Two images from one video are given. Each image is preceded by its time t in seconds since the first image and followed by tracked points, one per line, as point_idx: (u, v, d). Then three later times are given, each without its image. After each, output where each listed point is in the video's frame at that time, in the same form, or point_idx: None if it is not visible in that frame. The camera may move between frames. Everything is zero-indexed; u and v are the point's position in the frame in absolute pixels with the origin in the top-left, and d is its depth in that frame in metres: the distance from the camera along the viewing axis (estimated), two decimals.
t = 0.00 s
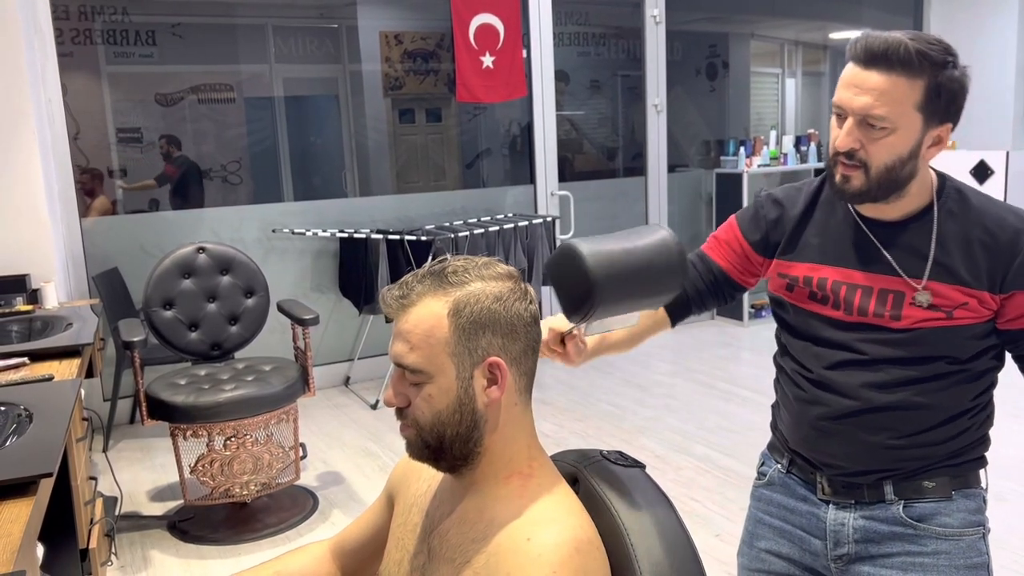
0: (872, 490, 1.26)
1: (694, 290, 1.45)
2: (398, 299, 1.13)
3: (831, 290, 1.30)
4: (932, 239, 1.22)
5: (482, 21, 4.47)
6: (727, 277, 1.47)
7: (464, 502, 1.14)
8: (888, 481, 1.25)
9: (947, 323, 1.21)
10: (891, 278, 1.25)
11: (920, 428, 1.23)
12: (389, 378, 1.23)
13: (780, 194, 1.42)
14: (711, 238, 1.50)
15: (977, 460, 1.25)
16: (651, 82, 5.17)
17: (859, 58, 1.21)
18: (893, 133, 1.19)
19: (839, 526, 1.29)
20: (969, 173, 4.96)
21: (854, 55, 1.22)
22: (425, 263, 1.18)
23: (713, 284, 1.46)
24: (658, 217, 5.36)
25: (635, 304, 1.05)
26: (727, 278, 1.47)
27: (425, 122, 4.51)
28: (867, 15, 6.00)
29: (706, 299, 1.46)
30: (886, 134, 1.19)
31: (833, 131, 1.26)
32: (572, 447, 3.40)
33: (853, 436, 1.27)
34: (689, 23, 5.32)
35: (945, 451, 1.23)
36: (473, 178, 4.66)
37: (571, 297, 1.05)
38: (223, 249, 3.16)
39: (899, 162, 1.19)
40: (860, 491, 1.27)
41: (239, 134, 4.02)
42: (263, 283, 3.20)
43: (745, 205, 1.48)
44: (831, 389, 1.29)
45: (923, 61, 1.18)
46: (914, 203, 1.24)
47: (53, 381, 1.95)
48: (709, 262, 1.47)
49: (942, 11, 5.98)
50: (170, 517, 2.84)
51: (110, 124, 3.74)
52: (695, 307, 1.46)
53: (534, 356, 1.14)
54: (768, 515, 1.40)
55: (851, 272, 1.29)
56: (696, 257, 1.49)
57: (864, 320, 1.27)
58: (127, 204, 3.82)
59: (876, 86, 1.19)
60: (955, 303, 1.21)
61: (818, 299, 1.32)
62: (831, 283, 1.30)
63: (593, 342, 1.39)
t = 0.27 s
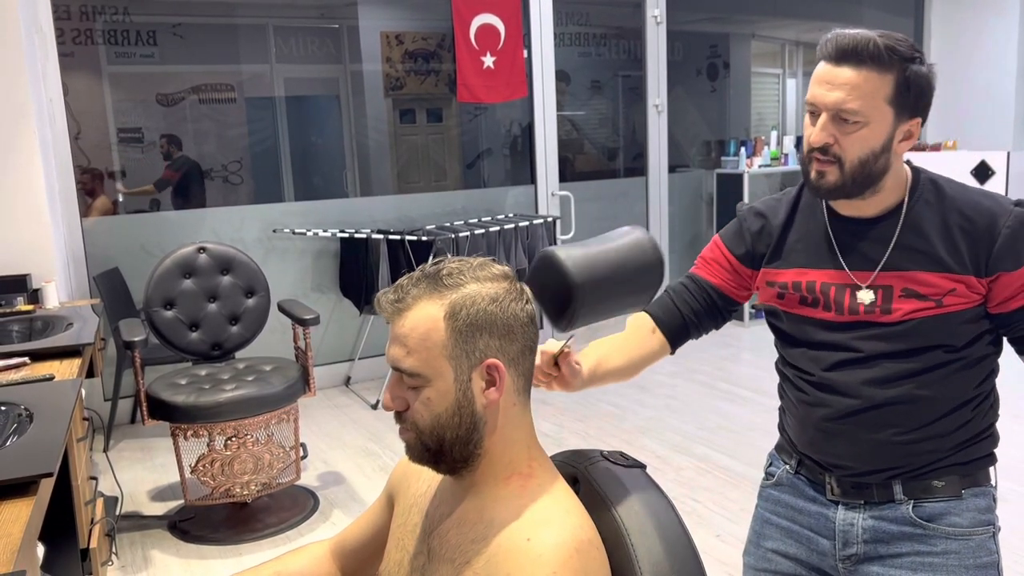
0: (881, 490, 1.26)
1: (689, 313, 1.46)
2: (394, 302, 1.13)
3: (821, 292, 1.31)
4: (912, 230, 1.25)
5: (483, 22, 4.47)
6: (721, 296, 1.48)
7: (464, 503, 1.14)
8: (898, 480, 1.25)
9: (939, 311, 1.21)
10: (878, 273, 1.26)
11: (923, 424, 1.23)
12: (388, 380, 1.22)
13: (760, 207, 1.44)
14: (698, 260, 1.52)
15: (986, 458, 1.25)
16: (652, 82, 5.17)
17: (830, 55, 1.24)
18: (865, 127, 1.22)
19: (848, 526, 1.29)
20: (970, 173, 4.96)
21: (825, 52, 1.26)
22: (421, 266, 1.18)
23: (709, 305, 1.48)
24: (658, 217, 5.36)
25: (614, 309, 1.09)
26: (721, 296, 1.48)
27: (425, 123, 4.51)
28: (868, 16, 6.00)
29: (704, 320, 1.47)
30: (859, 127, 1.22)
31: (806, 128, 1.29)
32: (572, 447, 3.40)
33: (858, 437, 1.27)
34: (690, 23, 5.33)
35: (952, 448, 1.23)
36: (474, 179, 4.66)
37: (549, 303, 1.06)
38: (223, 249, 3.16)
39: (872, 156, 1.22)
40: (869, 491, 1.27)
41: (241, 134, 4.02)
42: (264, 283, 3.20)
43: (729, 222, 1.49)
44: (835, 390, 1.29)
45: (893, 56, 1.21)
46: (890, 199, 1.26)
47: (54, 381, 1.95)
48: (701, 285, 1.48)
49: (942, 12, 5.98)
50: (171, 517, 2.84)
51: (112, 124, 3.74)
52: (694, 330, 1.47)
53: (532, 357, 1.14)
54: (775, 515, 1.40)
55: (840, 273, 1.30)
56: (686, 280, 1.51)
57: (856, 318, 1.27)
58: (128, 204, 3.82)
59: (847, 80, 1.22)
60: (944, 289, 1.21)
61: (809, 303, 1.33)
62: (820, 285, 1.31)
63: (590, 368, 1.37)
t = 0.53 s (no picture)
0: (880, 489, 1.26)
1: (687, 326, 1.46)
2: (397, 302, 1.13)
3: (812, 294, 1.32)
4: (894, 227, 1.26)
5: (484, 22, 4.47)
6: (718, 307, 1.47)
7: (465, 503, 1.14)
8: (896, 478, 1.25)
9: (929, 307, 1.23)
10: (867, 273, 1.27)
11: (920, 420, 1.23)
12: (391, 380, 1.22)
13: (748, 214, 1.44)
14: (690, 272, 1.51)
15: (984, 456, 1.25)
16: (653, 82, 5.16)
17: (810, 57, 1.25)
18: (846, 128, 1.23)
19: (847, 526, 1.28)
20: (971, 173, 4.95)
21: (806, 55, 1.27)
22: (424, 265, 1.18)
23: (707, 317, 1.47)
24: (659, 217, 5.35)
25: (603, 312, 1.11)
26: (717, 304, 1.47)
27: (426, 122, 4.51)
28: (868, 16, 6.00)
29: (702, 332, 1.47)
30: (840, 128, 1.23)
31: (789, 130, 1.30)
32: (572, 447, 3.40)
33: (857, 436, 1.27)
34: (690, 23, 5.33)
35: (950, 445, 1.23)
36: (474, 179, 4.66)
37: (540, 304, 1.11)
38: (224, 249, 3.16)
39: (854, 156, 1.23)
40: (868, 490, 1.27)
41: (241, 134, 4.02)
42: (264, 283, 3.20)
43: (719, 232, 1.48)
44: (833, 389, 1.29)
45: (872, 57, 1.22)
46: (874, 200, 1.27)
47: (54, 380, 1.95)
48: (696, 298, 1.48)
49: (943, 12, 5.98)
50: (171, 517, 2.84)
51: (112, 124, 3.74)
52: (693, 342, 1.47)
53: (534, 358, 1.14)
54: (774, 515, 1.40)
55: (829, 274, 1.30)
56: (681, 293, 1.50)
57: (848, 319, 1.28)
58: (128, 204, 3.82)
59: (828, 81, 1.23)
60: (932, 285, 1.23)
61: (801, 305, 1.33)
62: (811, 287, 1.32)
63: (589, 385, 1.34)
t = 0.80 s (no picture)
0: (876, 472, 1.25)
1: (687, 319, 1.46)
2: (397, 300, 1.13)
3: (806, 281, 1.32)
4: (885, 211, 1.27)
5: (484, 21, 4.47)
6: (715, 300, 1.48)
7: (464, 503, 1.13)
8: (892, 461, 1.24)
9: (923, 290, 1.23)
10: (859, 258, 1.27)
11: (916, 401, 1.23)
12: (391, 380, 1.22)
13: (740, 207, 1.45)
14: (686, 266, 1.52)
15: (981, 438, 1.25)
16: (653, 82, 5.16)
17: (798, 44, 1.26)
18: (835, 113, 1.24)
19: (844, 510, 1.28)
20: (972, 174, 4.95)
21: (794, 42, 1.27)
22: (425, 265, 1.17)
23: (705, 310, 1.48)
24: (660, 218, 5.35)
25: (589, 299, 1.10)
26: (714, 297, 1.47)
27: (427, 123, 4.51)
28: (869, 16, 6.00)
29: (702, 324, 1.48)
30: (829, 113, 1.24)
31: (778, 116, 1.31)
32: (572, 447, 3.40)
33: (852, 420, 1.26)
34: (690, 23, 5.33)
35: (947, 427, 1.22)
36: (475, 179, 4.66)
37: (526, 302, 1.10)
38: (224, 249, 3.16)
39: (843, 141, 1.24)
40: (864, 474, 1.27)
41: (242, 133, 4.01)
42: (264, 283, 3.19)
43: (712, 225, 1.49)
44: (827, 372, 1.29)
45: (860, 42, 1.23)
46: (864, 185, 1.28)
47: (54, 381, 1.95)
48: (694, 291, 1.48)
49: (943, 12, 5.98)
50: (171, 517, 2.85)
51: (113, 124, 3.74)
52: (694, 335, 1.47)
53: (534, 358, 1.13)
54: (771, 504, 1.40)
55: (822, 261, 1.31)
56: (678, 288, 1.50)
57: (843, 305, 1.28)
58: (128, 204, 3.82)
59: (816, 67, 1.23)
60: (925, 268, 1.23)
61: (795, 293, 1.33)
62: (804, 275, 1.32)
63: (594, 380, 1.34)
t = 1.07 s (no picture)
0: (882, 466, 1.25)
1: (690, 314, 1.47)
2: (395, 301, 1.13)
3: (807, 270, 1.31)
4: (888, 196, 1.26)
5: (484, 21, 4.47)
6: (718, 291, 1.47)
7: (464, 503, 1.13)
8: (899, 454, 1.23)
9: (926, 275, 1.22)
10: (861, 245, 1.26)
11: (922, 392, 1.22)
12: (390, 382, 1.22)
13: (737, 196, 1.44)
14: (687, 260, 1.51)
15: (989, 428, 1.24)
16: (653, 82, 5.16)
17: (790, 28, 1.26)
18: (831, 97, 1.23)
19: (850, 504, 1.28)
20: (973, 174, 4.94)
21: (786, 26, 1.27)
22: (423, 266, 1.17)
23: (709, 302, 1.48)
24: (660, 218, 5.35)
25: (591, 278, 1.03)
26: (715, 290, 1.47)
27: (427, 123, 4.51)
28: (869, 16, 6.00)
29: (706, 317, 1.48)
30: (824, 97, 1.24)
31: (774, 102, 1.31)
32: (573, 447, 3.40)
33: (857, 411, 1.26)
34: (690, 23, 5.33)
35: (953, 419, 1.22)
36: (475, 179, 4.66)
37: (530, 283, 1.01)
38: (223, 249, 3.16)
39: (840, 125, 1.23)
40: (869, 468, 1.26)
41: (242, 134, 4.01)
42: (264, 283, 3.20)
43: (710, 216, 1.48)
44: (832, 363, 1.28)
45: (853, 23, 1.22)
46: (863, 169, 1.27)
47: (54, 381, 1.95)
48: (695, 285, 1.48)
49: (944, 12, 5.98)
50: (171, 517, 2.85)
51: (113, 124, 3.74)
52: (698, 328, 1.48)
53: (533, 359, 1.14)
54: (778, 496, 1.40)
55: (822, 249, 1.30)
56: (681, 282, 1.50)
57: (845, 293, 1.27)
58: (129, 204, 3.82)
59: (809, 51, 1.23)
60: (928, 253, 1.22)
61: (796, 282, 1.33)
62: (805, 263, 1.31)
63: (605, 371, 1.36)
